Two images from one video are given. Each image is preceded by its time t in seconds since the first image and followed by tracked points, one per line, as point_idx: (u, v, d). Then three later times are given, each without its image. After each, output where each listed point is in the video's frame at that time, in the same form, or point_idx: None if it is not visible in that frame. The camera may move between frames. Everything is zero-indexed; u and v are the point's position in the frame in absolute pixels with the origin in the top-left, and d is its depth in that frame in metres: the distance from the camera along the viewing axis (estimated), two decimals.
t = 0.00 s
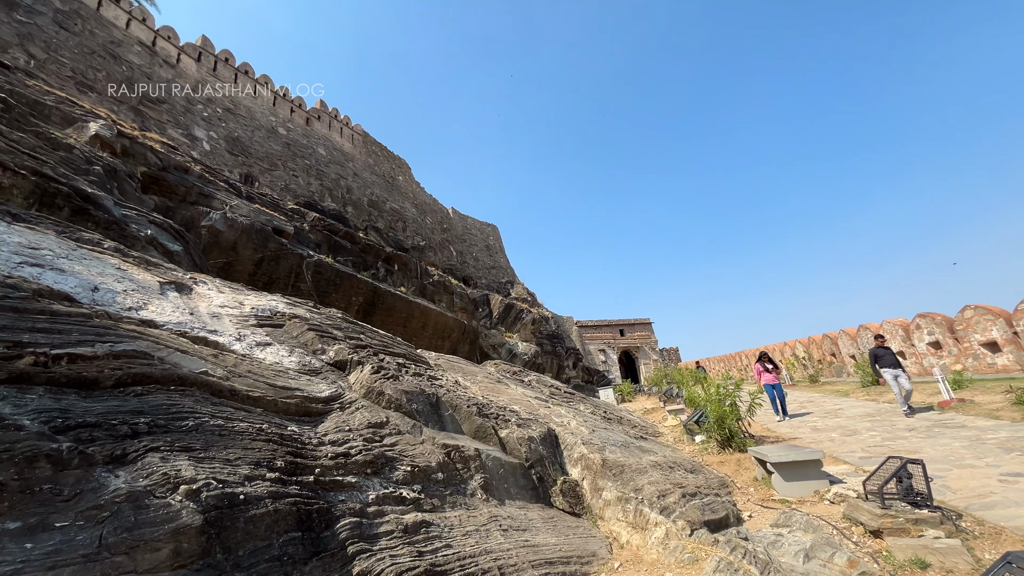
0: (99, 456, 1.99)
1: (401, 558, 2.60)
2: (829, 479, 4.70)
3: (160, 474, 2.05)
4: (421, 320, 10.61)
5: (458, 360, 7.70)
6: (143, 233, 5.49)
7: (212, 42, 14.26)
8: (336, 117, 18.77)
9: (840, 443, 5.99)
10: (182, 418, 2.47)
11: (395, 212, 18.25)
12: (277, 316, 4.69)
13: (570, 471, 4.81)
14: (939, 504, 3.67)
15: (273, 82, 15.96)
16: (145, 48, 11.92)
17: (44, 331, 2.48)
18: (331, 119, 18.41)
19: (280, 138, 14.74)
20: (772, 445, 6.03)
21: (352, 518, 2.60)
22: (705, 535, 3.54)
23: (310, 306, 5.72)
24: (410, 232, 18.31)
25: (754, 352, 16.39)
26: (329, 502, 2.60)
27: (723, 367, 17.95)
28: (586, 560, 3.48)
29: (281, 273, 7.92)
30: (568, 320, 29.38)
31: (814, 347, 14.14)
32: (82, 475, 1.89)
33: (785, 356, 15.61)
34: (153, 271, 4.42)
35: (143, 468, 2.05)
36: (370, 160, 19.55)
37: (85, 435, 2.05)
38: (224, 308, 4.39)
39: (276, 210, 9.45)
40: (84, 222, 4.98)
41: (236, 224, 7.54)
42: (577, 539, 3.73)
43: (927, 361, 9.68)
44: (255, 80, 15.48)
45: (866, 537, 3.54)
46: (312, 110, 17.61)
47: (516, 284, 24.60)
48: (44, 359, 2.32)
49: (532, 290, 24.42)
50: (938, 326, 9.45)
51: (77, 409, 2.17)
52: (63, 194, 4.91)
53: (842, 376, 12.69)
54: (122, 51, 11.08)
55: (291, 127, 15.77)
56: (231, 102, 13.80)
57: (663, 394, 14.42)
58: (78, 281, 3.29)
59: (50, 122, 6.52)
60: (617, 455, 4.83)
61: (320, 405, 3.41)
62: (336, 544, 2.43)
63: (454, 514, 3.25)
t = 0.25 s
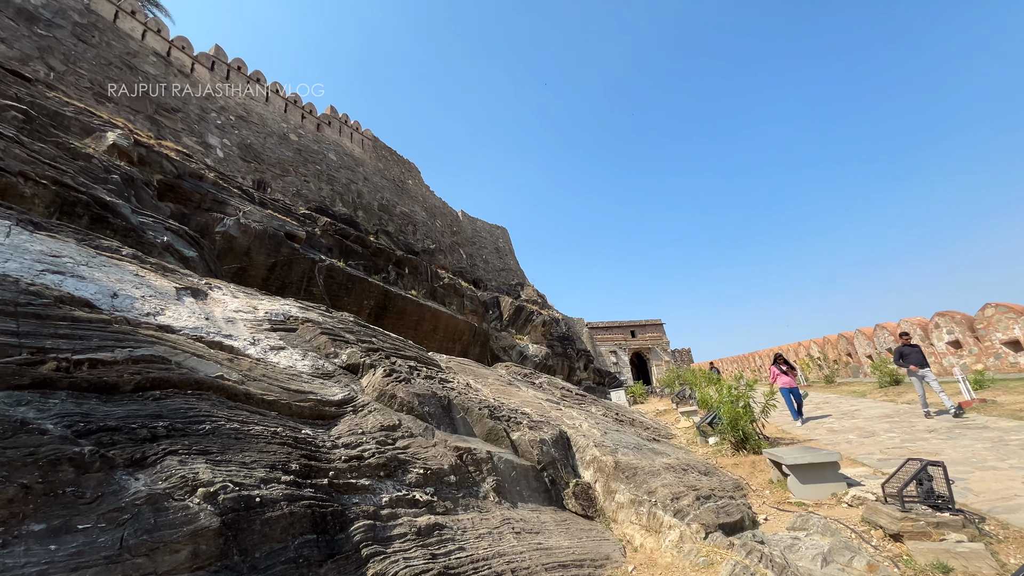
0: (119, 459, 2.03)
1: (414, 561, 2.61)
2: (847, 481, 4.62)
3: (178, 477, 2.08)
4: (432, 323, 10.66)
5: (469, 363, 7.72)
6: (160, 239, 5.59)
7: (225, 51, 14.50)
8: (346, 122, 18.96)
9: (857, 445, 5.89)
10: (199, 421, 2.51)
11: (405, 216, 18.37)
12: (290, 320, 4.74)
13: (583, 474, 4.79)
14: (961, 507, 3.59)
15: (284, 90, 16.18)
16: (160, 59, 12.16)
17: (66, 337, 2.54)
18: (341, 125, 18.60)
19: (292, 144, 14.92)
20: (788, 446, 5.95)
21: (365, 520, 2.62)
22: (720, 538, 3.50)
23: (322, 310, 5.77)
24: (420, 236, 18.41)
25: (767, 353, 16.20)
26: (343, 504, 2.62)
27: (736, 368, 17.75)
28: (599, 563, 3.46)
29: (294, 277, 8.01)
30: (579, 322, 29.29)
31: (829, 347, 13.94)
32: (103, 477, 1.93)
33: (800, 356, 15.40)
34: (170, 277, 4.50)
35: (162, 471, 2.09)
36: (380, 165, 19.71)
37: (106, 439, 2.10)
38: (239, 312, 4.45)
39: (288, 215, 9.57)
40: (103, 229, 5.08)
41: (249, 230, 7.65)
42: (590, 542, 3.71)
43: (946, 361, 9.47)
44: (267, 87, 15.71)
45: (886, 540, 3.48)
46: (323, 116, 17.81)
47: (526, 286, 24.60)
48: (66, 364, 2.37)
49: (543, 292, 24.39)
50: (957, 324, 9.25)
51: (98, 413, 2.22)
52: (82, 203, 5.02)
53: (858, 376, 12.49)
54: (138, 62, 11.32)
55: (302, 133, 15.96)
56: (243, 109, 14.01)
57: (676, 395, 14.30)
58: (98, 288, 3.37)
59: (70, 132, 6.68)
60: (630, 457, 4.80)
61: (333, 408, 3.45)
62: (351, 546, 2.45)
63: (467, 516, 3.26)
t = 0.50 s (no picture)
0: (139, 462, 2.07)
1: (428, 563, 2.62)
2: (865, 484, 4.55)
3: (196, 480, 2.12)
4: (443, 326, 10.70)
5: (480, 365, 7.73)
6: (176, 246, 5.69)
7: (237, 60, 14.73)
8: (356, 127, 19.14)
9: (875, 447, 5.79)
10: (216, 425, 2.55)
11: (415, 219, 18.47)
12: (303, 324, 4.79)
13: (595, 476, 4.77)
14: (984, 510, 3.51)
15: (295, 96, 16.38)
16: (175, 68, 12.39)
17: (87, 343, 2.60)
18: (351, 130, 18.78)
19: (303, 150, 15.10)
20: (803, 448, 5.87)
21: (379, 523, 2.63)
22: (735, 542, 3.46)
23: (334, 314, 5.83)
24: (430, 239, 18.50)
25: (781, 353, 16.00)
26: (357, 507, 2.64)
27: (750, 369, 17.56)
28: (613, 566, 3.44)
29: (306, 281, 8.10)
30: (590, 323, 29.19)
31: (844, 346, 13.73)
32: (124, 480, 1.97)
33: (814, 356, 15.19)
34: (186, 283, 4.57)
35: (181, 474, 2.13)
36: (390, 169, 19.85)
37: (127, 443, 2.14)
38: (253, 317, 4.51)
39: (300, 220, 9.68)
40: (121, 237, 5.19)
41: (262, 235, 7.75)
42: (603, 545, 3.69)
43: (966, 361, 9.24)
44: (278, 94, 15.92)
45: (906, 544, 3.41)
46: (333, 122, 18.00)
47: (536, 288, 24.59)
48: (87, 369, 2.43)
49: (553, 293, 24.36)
50: (978, 323, 9.05)
51: (118, 417, 2.27)
52: (101, 211, 5.13)
53: (875, 376, 12.29)
54: (153, 72, 11.54)
55: (313, 139, 16.14)
56: (256, 116, 14.21)
57: (688, 397, 14.18)
58: (116, 294, 3.44)
59: (88, 142, 6.83)
60: (642, 459, 4.77)
61: (346, 411, 3.48)
62: (365, 548, 2.47)
63: (479, 519, 3.26)
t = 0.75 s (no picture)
0: (158, 465, 2.11)
1: (441, 566, 2.63)
2: (883, 486, 4.46)
3: (213, 482, 2.15)
4: (454, 328, 10.73)
5: (491, 367, 7.74)
6: (191, 252, 5.78)
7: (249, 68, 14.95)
8: (366, 132, 19.30)
9: (894, 448, 5.69)
10: (231, 428, 2.58)
11: (425, 222, 18.57)
12: (316, 328, 4.84)
13: (607, 479, 4.75)
14: (1007, 513, 3.43)
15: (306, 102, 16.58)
16: (189, 77, 12.61)
17: (106, 348, 2.65)
18: (361, 135, 18.94)
19: (314, 155, 15.26)
20: (819, 450, 5.79)
21: (392, 525, 2.65)
22: (751, 545, 3.42)
23: (346, 317, 5.88)
24: (440, 242, 18.58)
25: (795, 353, 15.79)
26: (370, 509, 2.66)
27: (763, 369, 17.36)
28: (626, 569, 3.42)
29: (318, 285, 8.18)
30: (600, 325, 29.08)
31: (861, 346, 13.52)
32: (143, 483, 2.01)
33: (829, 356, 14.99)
34: (201, 288, 4.65)
35: (198, 476, 2.16)
36: (400, 173, 19.98)
37: (145, 446, 2.18)
38: (266, 321, 4.57)
39: (311, 225, 9.78)
40: (138, 243, 5.29)
41: (275, 240, 7.85)
42: (616, 548, 3.67)
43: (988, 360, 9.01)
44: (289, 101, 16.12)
45: (927, 547, 3.35)
46: (343, 127, 18.18)
47: (546, 289, 24.56)
48: (106, 374, 2.48)
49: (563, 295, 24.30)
50: (999, 321, 8.90)
51: (137, 420, 2.31)
52: (119, 218, 5.24)
53: (893, 376, 12.08)
54: (168, 81, 11.76)
55: (324, 144, 16.32)
56: (267, 123, 14.41)
57: (701, 398, 14.06)
58: (134, 300, 3.50)
59: (106, 151, 6.98)
60: (655, 461, 4.73)
61: (358, 414, 3.51)
62: (378, 550, 2.48)
63: (492, 521, 3.26)
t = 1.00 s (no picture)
0: (175, 468, 2.14)
1: (454, 568, 2.63)
2: (902, 488, 4.38)
3: (229, 485, 2.18)
4: (464, 331, 10.76)
5: (501, 369, 7.75)
6: (205, 257, 5.87)
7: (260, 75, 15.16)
8: (375, 136, 19.45)
9: (913, 450, 5.58)
10: (246, 431, 2.61)
11: (434, 225, 18.65)
12: (328, 331, 4.88)
13: (619, 481, 4.72)
14: None
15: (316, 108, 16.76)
16: (202, 86, 12.82)
17: (124, 352, 2.70)
18: (371, 139, 19.10)
19: (325, 160, 15.42)
20: (835, 451, 5.70)
21: (405, 527, 2.66)
22: (767, 548, 3.38)
23: (358, 321, 5.92)
24: (449, 244, 18.64)
25: (810, 353, 15.58)
26: (383, 512, 2.67)
27: (777, 370, 17.16)
28: (640, 572, 3.39)
29: (329, 289, 8.25)
30: (611, 326, 28.97)
31: (877, 346, 13.30)
32: (161, 485, 2.04)
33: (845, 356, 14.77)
34: (215, 292, 4.72)
35: (214, 479, 2.19)
36: (409, 176, 20.10)
37: (163, 448, 2.22)
38: (279, 325, 4.62)
39: (322, 229, 9.87)
40: (154, 249, 5.38)
41: (287, 244, 7.94)
42: (630, 551, 3.65)
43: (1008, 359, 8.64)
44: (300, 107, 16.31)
45: (948, 551, 3.28)
46: (353, 132, 18.34)
47: (556, 291, 24.51)
48: (125, 378, 2.52)
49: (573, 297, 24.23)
50: (1021, 319, 8.73)
51: (155, 423, 2.35)
52: (135, 225, 5.34)
53: (911, 376, 11.86)
54: (181, 89, 11.96)
55: (334, 149, 16.48)
56: (279, 129, 14.59)
57: (713, 399, 13.93)
58: (151, 305, 3.56)
59: (123, 159, 7.11)
60: (668, 463, 4.69)
61: (371, 417, 3.53)
62: (392, 553, 2.49)
63: (504, 524, 3.26)
